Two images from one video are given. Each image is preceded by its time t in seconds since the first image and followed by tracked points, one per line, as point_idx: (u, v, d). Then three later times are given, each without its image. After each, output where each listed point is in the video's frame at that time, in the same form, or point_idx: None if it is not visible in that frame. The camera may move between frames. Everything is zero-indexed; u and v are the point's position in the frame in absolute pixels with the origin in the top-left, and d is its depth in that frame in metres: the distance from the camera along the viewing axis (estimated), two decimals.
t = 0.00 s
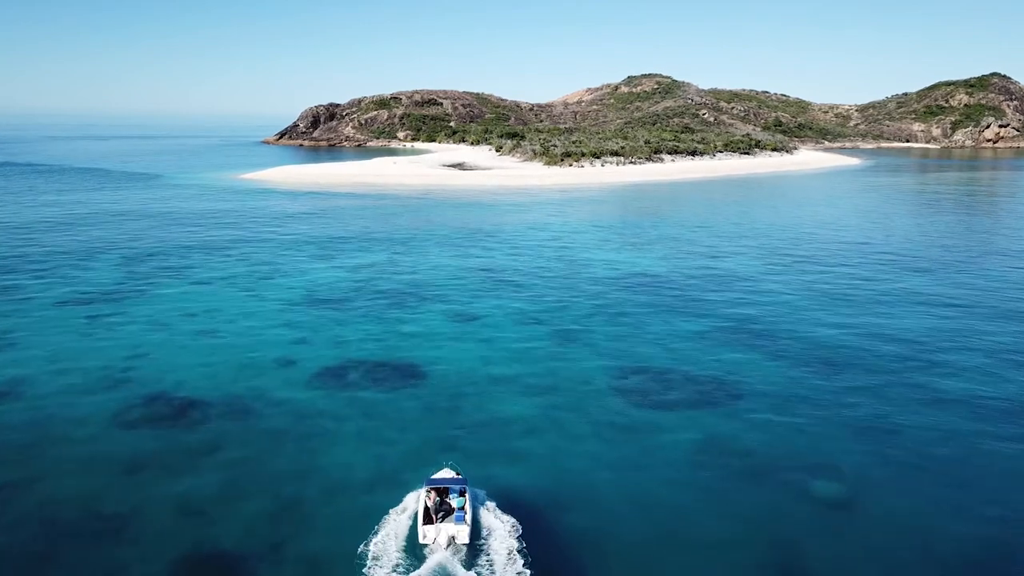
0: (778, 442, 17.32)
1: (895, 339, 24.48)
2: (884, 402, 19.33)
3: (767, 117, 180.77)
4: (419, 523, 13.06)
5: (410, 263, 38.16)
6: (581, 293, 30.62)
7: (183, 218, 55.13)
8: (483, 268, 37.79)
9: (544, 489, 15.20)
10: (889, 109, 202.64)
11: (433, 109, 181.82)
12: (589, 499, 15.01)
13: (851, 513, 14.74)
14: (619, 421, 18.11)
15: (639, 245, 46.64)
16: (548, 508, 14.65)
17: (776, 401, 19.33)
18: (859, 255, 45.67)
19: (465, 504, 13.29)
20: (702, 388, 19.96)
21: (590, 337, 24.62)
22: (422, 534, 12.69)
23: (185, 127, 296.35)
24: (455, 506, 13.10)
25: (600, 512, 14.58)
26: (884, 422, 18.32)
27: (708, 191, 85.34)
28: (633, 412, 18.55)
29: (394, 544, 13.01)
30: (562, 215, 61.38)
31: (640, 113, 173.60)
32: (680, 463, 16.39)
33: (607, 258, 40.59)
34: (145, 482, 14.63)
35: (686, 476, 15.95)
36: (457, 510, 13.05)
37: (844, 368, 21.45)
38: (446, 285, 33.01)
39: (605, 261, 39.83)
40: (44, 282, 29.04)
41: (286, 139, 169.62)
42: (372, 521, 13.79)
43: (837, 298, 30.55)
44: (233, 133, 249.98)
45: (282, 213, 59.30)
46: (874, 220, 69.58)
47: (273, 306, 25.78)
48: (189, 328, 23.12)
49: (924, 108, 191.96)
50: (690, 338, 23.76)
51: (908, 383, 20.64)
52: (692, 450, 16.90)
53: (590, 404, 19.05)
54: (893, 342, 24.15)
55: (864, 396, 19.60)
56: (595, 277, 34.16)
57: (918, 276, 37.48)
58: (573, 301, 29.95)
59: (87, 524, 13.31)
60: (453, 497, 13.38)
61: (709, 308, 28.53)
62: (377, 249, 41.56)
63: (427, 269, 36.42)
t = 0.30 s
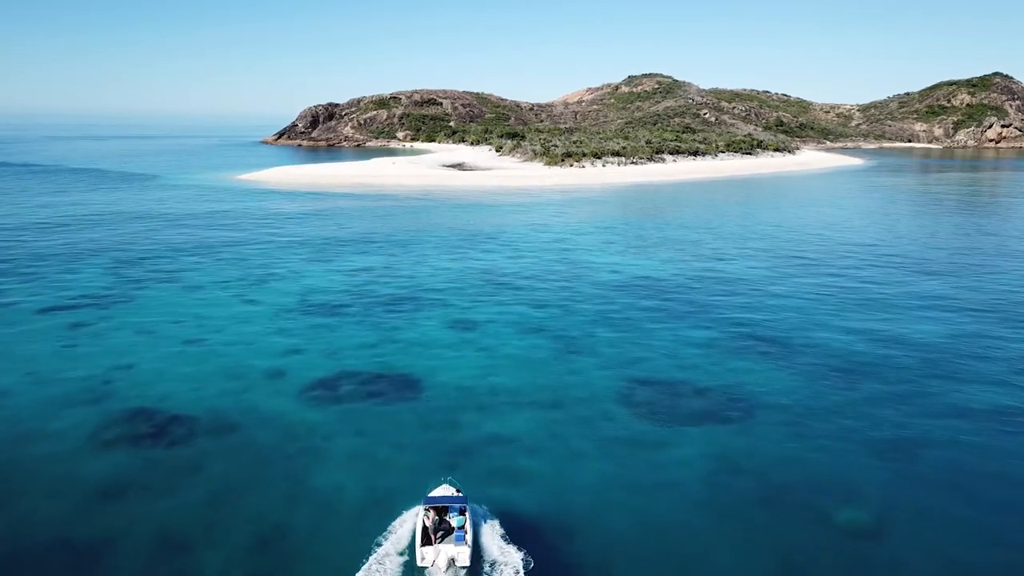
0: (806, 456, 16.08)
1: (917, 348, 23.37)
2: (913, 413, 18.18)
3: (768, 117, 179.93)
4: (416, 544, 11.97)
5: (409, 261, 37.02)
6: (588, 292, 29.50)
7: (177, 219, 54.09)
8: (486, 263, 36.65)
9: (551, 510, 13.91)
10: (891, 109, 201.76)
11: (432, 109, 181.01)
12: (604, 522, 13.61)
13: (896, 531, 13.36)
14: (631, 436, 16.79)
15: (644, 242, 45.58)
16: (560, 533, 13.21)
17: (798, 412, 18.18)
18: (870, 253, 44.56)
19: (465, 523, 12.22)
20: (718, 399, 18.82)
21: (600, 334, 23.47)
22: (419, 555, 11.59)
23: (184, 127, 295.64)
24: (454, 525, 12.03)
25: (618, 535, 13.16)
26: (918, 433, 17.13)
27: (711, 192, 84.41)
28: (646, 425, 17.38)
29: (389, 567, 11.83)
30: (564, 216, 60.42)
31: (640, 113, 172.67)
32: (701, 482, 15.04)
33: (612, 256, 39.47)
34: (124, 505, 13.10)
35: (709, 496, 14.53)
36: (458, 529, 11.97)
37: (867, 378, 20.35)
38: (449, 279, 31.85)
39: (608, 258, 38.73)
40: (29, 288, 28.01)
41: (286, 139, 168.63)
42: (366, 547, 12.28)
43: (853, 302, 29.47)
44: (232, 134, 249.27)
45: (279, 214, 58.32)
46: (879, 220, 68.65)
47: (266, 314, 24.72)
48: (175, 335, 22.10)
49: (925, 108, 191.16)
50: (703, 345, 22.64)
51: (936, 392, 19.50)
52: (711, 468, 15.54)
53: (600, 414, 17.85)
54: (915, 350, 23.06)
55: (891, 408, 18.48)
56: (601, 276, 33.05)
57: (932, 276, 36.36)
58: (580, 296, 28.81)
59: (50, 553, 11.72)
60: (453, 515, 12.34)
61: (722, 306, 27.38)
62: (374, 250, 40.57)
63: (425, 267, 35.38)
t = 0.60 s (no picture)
0: (828, 475, 15.14)
1: (934, 354, 22.44)
2: (938, 427, 17.25)
3: (770, 117, 179.04)
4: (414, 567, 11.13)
5: (408, 263, 36.06)
6: (592, 296, 28.51)
7: (171, 221, 53.11)
8: (486, 266, 35.63)
9: (557, 535, 12.92)
10: (893, 108, 200.80)
11: (432, 109, 180.11)
12: (615, 549, 12.59)
13: (931, 558, 12.48)
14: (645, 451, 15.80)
15: (648, 244, 44.65)
16: (566, 562, 12.19)
17: (818, 426, 17.23)
18: (879, 252, 43.59)
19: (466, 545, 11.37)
20: (733, 410, 17.86)
21: (606, 341, 22.52)
22: None
23: (183, 127, 294.79)
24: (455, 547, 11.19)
25: (630, 564, 12.16)
26: (945, 449, 16.21)
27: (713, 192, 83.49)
28: (658, 441, 16.44)
29: None
30: (566, 217, 59.58)
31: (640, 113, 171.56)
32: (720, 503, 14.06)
33: (615, 258, 38.48)
34: (95, 535, 12.01)
35: (730, 519, 13.51)
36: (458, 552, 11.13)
37: (889, 389, 19.38)
38: (448, 283, 30.86)
39: (612, 260, 37.82)
40: (16, 293, 27.16)
41: (285, 139, 167.72)
42: None
43: (865, 306, 28.54)
44: (231, 134, 248.17)
45: (276, 215, 57.44)
46: (885, 220, 67.72)
47: (259, 321, 23.75)
48: (163, 343, 21.23)
49: (928, 108, 190.14)
50: (714, 353, 21.68)
51: (963, 404, 18.54)
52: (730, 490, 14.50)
53: (610, 426, 16.90)
54: (936, 357, 22.08)
55: (915, 422, 17.53)
56: (605, 280, 32.10)
57: (946, 277, 35.38)
58: (585, 300, 27.82)
59: None
60: (453, 536, 11.48)
61: (732, 312, 26.40)
62: (373, 252, 39.72)
63: (424, 269, 34.51)
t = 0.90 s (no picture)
0: (850, 494, 14.26)
1: (950, 362, 21.61)
2: (961, 442, 16.41)
3: (771, 117, 178.28)
4: None
5: (406, 267, 35.16)
6: (596, 302, 27.60)
7: (165, 223, 52.18)
8: (486, 270, 34.73)
9: (564, 560, 11.96)
10: (894, 108, 200.05)
11: (432, 109, 179.29)
12: None
13: None
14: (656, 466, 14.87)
15: (650, 246, 43.81)
16: None
17: (836, 441, 16.36)
18: (887, 254, 42.67)
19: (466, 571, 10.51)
20: (746, 423, 16.97)
21: (611, 350, 21.63)
22: None
23: (181, 126, 293.76)
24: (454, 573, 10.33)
25: None
26: (973, 466, 15.33)
27: (715, 193, 82.63)
28: (666, 455, 15.53)
29: None
30: (566, 218, 58.76)
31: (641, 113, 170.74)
32: (738, 524, 13.14)
33: (618, 261, 37.57)
34: (66, 566, 11.09)
35: (750, 542, 12.58)
36: None
37: (909, 401, 18.50)
38: (447, 287, 29.94)
39: (614, 263, 36.97)
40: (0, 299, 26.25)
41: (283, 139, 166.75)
42: None
43: (875, 310, 27.72)
44: (230, 134, 247.14)
45: (272, 217, 56.51)
46: (890, 220, 66.93)
47: (250, 329, 22.85)
48: (149, 353, 20.36)
49: (929, 108, 189.36)
50: (724, 364, 20.79)
51: (988, 418, 17.65)
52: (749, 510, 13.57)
53: (617, 440, 16.01)
54: (956, 366, 21.18)
55: (939, 437, 16.65)
56: (608, 285, 31.19)
57: (958, 280, 34.48)
58: (589, 307, 26.91)
59: None
60: (453, 563, 10.62)
61: (741, 319, 25.49)
62: (370, 255, 38.88)
63: (421, 273, 33.67)
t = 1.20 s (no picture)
0: (876, 512, 13.35)
1: (969, 370, 20.74)
2: (988, 455, 15.52)
3: (772, 117, 177.42)
4: None
5: (404, 271, 34.23)
6: (599, 308, 26.76)
7: (159, 224, 51.23)
8: (486, 274, 33.81)
9: None
10: (896, 108, 199.16)
11: (432, 109, 178.45)
12: None
13: None
14: (668, 484, 13.95)
15: (653, 248, 42.98)
16: None
17: (858, 456, 15.44)
18: (897, 257, 41.71)
19: None
20: (761, 438, 16.10)
21: (616, 359, 20.79)
22: None
23: (180, 126, 292.89)
24: None
25: None
26: (1006, 483, 14.39)
27: (718, 193, 81.75)
28: (678, 469, 14.63)
29: None
30: (568, 219, 57.92)
31: (641, 113, 169.71)
32: (759, 544, 12.22)
33: (622, 265, 36.64)
34: None
35: (773, 565, 11.64)
36: None
37: (931, 414, 17.59)
38: (446, 292, 29.02)
39: (617, 266, 36.13)
40: None
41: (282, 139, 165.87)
42: None
43: (887, 315, 26.86)
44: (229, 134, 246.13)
45: (269, 218, 55.67)
46: (895, 221, 66.06)
47: (240, 338, 21.95)
48: (134, 364, 19.50)
49: (931, 108, 188.44)
50: (735, 375, 19.90)
51: (1013, 430, 16.80)
52: (769, 528, 12.65)
53: (625, 456, 15.12)
54: (975, 374, 20.33)
55: (964, 450, 15.77)
56: (611, 289, 30.35)
57: (972, 284, 33.51)
58: (592, 313, 25.99)
59: None
60: None
61: (750, 326, 24.58)
62: (368, 258, 38.06)
63: (420, 276, 32.83)
